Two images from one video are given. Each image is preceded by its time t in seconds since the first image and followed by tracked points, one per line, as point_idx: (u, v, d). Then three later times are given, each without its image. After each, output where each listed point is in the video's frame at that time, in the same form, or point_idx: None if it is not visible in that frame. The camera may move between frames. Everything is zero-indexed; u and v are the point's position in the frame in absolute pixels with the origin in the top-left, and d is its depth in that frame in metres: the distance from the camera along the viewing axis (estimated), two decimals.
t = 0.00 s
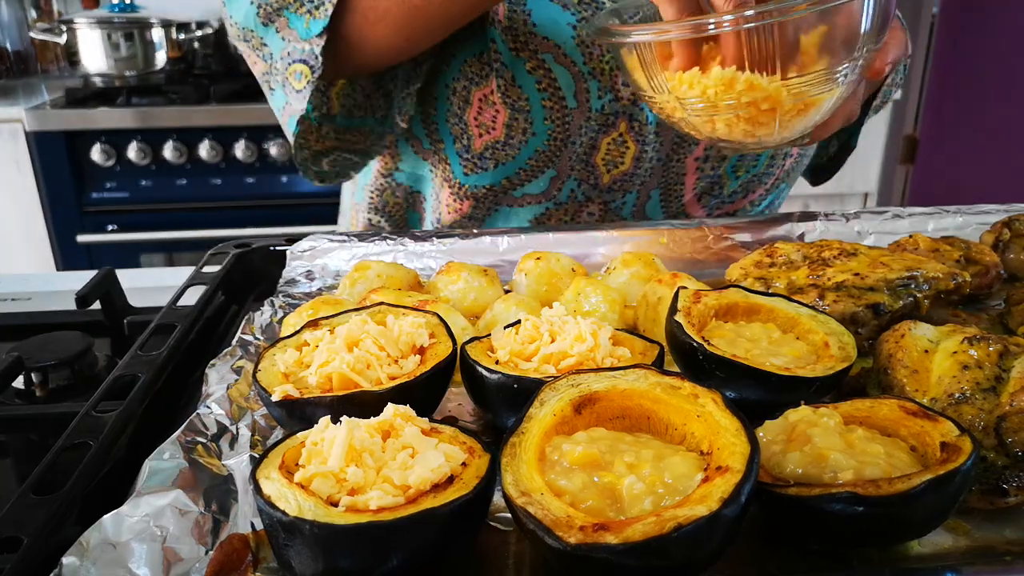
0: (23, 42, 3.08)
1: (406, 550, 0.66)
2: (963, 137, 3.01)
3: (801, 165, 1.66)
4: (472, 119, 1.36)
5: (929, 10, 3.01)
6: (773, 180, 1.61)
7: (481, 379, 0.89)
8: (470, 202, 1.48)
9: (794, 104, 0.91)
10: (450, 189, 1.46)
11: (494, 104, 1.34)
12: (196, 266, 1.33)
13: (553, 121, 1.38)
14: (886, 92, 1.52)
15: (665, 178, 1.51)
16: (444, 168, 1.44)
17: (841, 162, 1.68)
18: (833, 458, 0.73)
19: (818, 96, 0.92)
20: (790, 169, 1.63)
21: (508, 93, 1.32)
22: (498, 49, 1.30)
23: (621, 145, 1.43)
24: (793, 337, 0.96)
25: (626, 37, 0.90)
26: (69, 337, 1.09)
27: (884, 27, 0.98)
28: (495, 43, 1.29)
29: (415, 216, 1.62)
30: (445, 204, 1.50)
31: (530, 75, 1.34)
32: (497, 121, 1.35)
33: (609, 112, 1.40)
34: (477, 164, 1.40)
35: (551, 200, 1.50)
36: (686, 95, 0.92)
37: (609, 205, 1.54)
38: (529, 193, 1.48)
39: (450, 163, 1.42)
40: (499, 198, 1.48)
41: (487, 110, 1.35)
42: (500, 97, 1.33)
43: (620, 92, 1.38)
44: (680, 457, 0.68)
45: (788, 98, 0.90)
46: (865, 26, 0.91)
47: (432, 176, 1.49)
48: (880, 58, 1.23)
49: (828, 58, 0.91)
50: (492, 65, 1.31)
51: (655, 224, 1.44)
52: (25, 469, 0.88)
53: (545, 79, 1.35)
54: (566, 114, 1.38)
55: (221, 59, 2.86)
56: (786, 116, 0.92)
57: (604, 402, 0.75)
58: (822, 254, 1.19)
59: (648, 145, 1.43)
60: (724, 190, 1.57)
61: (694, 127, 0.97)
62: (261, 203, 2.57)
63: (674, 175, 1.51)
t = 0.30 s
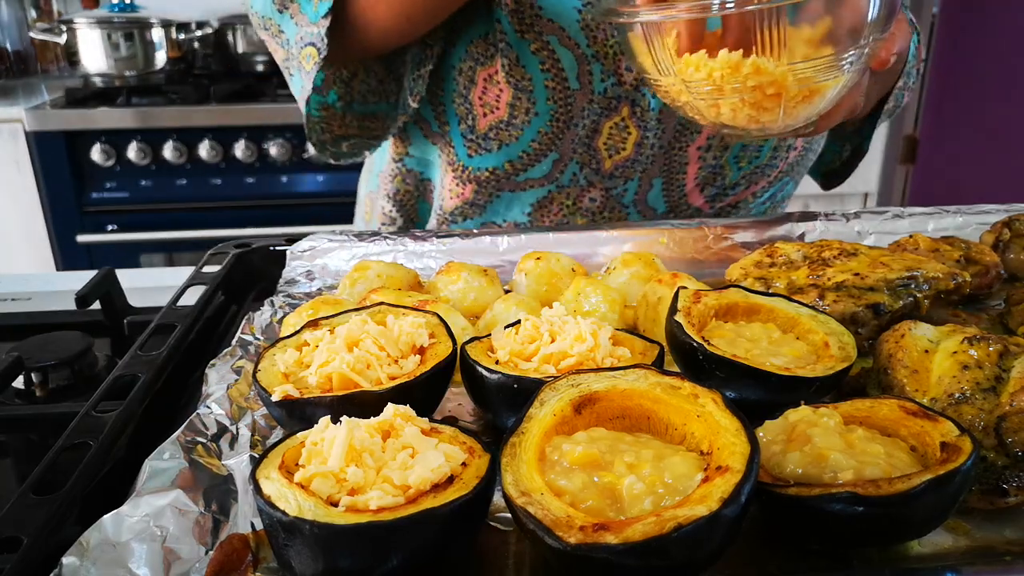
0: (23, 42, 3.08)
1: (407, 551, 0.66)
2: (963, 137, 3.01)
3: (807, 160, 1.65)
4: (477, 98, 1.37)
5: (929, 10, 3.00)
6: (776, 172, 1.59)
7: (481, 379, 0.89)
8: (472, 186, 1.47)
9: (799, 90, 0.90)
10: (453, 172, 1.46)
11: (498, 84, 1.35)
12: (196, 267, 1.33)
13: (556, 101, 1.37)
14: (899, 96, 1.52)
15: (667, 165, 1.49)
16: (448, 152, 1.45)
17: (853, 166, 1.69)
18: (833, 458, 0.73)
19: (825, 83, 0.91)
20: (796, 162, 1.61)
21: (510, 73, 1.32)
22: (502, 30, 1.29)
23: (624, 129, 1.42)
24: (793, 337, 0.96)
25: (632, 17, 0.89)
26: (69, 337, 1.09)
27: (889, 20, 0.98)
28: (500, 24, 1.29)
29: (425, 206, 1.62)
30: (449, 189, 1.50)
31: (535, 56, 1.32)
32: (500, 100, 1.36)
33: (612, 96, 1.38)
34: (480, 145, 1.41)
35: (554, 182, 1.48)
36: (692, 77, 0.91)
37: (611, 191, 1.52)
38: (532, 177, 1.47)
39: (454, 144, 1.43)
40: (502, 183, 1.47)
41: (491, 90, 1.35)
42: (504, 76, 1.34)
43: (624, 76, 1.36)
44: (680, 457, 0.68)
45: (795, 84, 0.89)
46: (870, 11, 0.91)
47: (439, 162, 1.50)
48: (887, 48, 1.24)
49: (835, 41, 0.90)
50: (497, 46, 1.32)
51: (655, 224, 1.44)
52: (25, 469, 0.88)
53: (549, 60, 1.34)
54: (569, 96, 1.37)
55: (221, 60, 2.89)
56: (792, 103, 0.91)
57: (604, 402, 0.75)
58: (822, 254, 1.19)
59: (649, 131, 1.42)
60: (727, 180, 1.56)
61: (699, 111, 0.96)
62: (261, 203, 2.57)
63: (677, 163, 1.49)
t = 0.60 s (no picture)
0: (23, 42, 3.08)
1: (406, 551, 0.66)
2: (963, 136, 3.02)
3: (812, 157, 1.63)
4: (483, 82, 1.38)
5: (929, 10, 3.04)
6: (778, 166, 1.57)
7: (481, 379, 0.89)
8: (476, 173, 1.46)
9: (775, 101, 0.92)
10: (457, 158, 1.46)
11: (504, 68, 1.36)
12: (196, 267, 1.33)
13: (558, 87, 1.38)
14: (909, 100, 1.51)
15: (669, 155, 1.47)
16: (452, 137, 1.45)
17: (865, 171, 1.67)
18: (833, 458, 0.73)
19: (800, 95, 0.92)
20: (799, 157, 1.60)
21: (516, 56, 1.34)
22: (510, 16, 1.33)
23: (626, 116, 1.42)
24: (793, 337, 0.96)
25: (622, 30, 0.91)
26: (69, 337, 1.09)
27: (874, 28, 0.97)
28: (508, 10, 1.33)
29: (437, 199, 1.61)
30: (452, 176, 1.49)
31: (539, 43, 1.35)
32: (505, 84, 1.37)
33: (615, 82, 1.39)
34: (485, 129, 1.41)
35: (556, 170, 1.46)
36: (674, 85, 0.94)
37: (613, 179, 1.50)
38: (535, 166, 1.45)
39: (459, 129, 1.43)
40: (505, 170, 1.45)
41: (497, 74, 1.37)
42: (509, 60, 1.35)
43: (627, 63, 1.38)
44: (680, 457, 0.68)
45: (768, 96, 0.91)
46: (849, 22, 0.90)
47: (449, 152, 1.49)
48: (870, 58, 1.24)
49: (810, 54, 0.91)
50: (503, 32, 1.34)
51: (655, 224, 1.44)
52: (25, 469, 0.88)
53: (554, 47, 1.36)
54: (572, 81, 1.38)
55: (221, 59, 2.89)
56: (768, 113, 0.93)
57: (604, 402, 0.75)
58: (822, 254, 1.19)
59: (652, 118, 1.42)
60: (728, 173, 1.54)
61: (680, 119, 0.99)
62: (261, 203, 2.57)
63: (680, 152, 1.48)
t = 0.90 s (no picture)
0: (23, 42, 3.08)
1: (407, 551, 0.66)
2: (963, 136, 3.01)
3: (817, 154, 1.60)
4: (483, 74, 1.38)
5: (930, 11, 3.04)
6: (779, 161, 1.55)
7: (481, 379, 0.89)
8: (476, 164, 1.44)
9: (748, 110, 0.92)
10: (457, 150, 1.44)
11: (503, 60, 1.37)
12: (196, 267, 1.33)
13: (556, 78, 1.38)
14: (925, 103, 1.53)
15: (668, 148, 1.46)
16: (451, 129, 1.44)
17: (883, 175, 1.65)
18: (833, 458, 0.73)
19: (774, 105, 0.92)
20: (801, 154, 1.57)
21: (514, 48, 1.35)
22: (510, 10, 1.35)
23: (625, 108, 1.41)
24: (793, 337, 0.96)
25: (604, 33, 0.93)
26: (69, 337, 1.09)
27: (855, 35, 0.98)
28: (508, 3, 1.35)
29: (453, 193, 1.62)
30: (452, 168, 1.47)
31: (537, 35, 1.36)
32: (504, 76, 1.37)
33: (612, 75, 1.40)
34: (485, 120, 1.40)
35: (555, 162, 1.45)
36: (649, 89, 0.94)
37: (611, 172, 1.48)
38: (534, 158, 1.44)
39: (458, 120, 1.42)
40: (505, 162, 1.44)
41: (496, 66, 1.37)
42: (508, 52, 1.36)
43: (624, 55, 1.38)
44: (680, 457, 0.68)
45: (741, 105, 0.91)
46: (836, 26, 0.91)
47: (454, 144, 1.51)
48: (849, 68, 1.09)
49: (797, 60, 0.91)
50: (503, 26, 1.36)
51: (655, 224, 1.44)
52: (25, 469, 0.88)
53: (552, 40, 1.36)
54: (570, 73, 1.38)
55: (221, 59, 2.89)
56: (741, 121, 0.93)
57: (604, 402, 0.75)
58: (822, 254, 1.19)
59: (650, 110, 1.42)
60: (728, 167, 1.53)
61: (658, 122, 0.99)
62: (260, 203, 2.57)
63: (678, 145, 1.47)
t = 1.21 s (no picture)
0: (23, 42, 3.08)
1: (406, 550, 0.66)
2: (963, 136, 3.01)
3: (817, 155, 1.59)
4: (475, 74, 1.40)
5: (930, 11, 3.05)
6: (776, 160, 1.53)
7: (481, 379, 0.89)
8: (472, 164, 1.46)
9: (717, 106, 0.90)
10: (454, 150, 1.46)
11: (494, 60, 1.38)
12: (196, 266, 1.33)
13: (546, 77, 1.38)
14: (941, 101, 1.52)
15: (661, 148, 1.45)
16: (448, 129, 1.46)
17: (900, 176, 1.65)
18: (833, 458, 0.73)
19: (746, 100, 0.89)
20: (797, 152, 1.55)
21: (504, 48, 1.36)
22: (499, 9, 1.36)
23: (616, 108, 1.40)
24: (793, 337, 0.96)
25: (575, 27, 0.92)
26: (69, 337, 1.09)
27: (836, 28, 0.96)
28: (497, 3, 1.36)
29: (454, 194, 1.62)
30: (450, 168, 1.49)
31: (526, 35, 1.36)
32: (495, 75, 1.39)
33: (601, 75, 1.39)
34: (480, 119, 1.42)
35: (549, 163, 1.45)
36: (616, 84, 0.94)
37: (605, 173, 1.48)
38: (528, 159, 1.45)
39: (453, 120, 1.44)
40: (500, 162, 1.45)
41: (488, 66, 1.39)
42: (498, 52, 1.37)
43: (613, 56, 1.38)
44: (680, 457, 0.68)
45: (709, 101, 0.89)
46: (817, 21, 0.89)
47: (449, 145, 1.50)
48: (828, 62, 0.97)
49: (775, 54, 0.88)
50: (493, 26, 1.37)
51: (655, 224, 1.44)
52: (25, 469, 0.88)
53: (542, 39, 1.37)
54: (559, 72, 1.38)
55: (221, 60, 2.89)
56: (710, 118, 0.91)
57: (604, 402, 0.75)
58: (822, 254, 1.19)
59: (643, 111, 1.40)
60: (724, 168, 1.51)
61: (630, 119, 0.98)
62: (260, 204, 2.57)
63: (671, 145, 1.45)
